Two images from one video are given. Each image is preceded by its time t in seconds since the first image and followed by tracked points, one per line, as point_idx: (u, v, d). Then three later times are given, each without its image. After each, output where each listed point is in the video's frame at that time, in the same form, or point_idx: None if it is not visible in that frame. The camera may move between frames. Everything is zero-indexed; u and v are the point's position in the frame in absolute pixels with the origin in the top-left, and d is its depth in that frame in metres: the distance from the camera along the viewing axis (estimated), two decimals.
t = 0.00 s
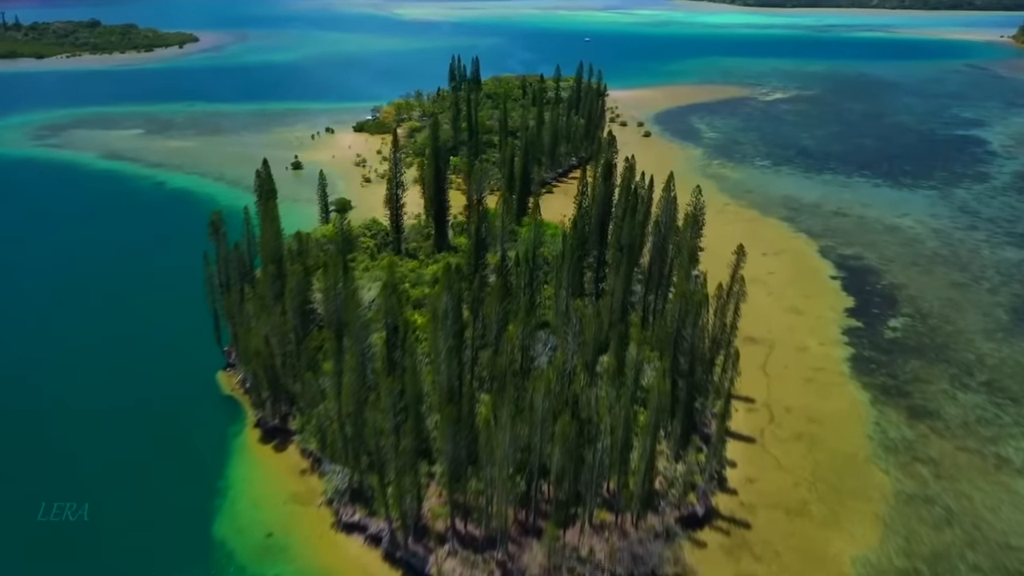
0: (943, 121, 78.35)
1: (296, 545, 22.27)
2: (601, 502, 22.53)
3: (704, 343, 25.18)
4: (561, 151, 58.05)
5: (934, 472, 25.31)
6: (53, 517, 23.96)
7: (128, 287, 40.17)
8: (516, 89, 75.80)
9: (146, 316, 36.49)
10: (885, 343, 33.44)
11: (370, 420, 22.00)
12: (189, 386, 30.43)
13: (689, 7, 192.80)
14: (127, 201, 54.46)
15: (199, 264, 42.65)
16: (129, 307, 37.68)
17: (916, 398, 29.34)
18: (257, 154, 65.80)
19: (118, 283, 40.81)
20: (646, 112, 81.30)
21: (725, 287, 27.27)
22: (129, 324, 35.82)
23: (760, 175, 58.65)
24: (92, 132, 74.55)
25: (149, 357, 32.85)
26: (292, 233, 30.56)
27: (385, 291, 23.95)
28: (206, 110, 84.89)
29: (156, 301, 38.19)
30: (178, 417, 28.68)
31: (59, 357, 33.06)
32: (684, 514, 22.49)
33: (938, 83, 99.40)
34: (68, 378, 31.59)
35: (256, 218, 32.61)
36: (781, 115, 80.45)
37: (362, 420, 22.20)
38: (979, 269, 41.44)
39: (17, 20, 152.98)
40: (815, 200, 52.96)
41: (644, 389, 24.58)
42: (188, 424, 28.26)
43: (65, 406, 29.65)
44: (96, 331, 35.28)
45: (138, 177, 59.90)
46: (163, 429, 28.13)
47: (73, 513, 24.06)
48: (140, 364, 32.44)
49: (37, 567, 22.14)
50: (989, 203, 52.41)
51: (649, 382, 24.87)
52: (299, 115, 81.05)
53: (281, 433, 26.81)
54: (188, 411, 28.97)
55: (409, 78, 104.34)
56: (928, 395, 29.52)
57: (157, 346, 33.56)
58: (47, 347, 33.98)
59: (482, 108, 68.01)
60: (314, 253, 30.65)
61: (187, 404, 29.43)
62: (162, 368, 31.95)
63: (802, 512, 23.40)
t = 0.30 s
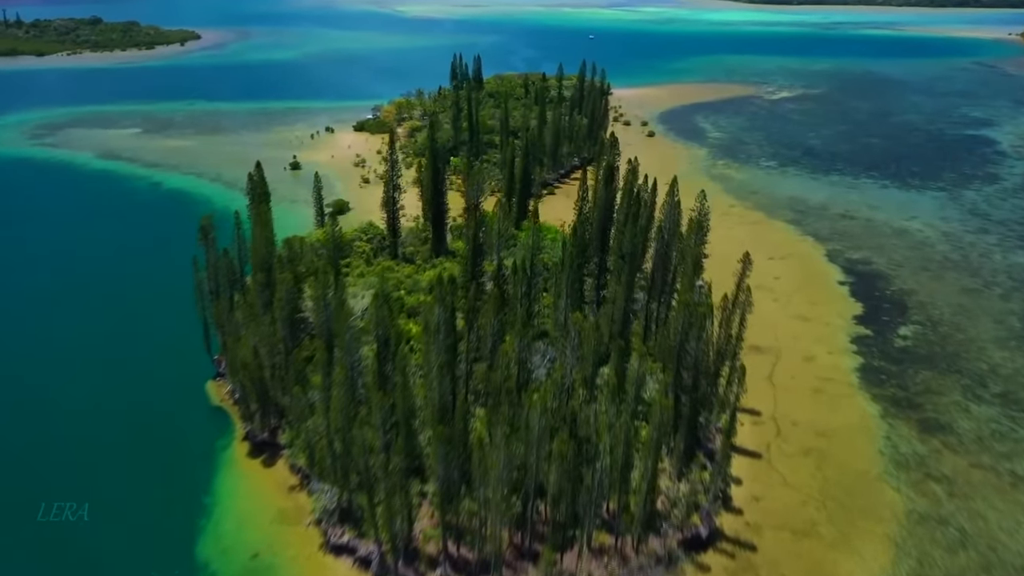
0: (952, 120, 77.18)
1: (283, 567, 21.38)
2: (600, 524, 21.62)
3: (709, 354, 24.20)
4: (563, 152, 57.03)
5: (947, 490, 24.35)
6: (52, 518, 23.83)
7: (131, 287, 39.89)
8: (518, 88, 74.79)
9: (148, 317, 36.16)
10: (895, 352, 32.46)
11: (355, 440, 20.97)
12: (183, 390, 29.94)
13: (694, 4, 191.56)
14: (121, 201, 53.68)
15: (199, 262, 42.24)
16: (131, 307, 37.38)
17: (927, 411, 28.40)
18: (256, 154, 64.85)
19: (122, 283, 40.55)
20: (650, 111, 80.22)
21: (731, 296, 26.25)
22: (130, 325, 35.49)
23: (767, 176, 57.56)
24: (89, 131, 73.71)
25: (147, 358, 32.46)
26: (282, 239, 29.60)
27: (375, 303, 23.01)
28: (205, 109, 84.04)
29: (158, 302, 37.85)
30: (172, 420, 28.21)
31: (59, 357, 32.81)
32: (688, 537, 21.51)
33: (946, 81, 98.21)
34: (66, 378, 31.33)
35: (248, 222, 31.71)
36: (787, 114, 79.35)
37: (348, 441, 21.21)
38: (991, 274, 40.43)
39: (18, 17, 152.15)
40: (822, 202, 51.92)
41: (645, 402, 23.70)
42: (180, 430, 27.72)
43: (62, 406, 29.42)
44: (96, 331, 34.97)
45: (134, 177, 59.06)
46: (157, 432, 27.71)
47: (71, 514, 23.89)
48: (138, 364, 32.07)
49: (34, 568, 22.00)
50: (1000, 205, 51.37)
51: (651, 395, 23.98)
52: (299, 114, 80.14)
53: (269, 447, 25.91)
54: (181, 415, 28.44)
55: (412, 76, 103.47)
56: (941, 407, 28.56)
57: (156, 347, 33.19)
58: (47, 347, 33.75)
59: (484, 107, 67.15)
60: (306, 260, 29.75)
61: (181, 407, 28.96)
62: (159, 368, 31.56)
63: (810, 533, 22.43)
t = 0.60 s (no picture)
0: (960, 120, 76.05)
1: None
2: (599, 548, 20.70)
3: (714, 369, 23.26)
4: (565, 153, 56.02)
5: (962, 509, 23.41)
6: (53, 517, 23.71)
7: (133, 287, 39.61)
8: (520, 87, 73.87)
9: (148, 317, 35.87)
10: (905, 362, 31.49)
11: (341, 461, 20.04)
12: (176, 392, 29.53)
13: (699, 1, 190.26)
14: (116, 202, 52.97)
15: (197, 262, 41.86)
16: (131, 308, 37.10)
17: (940, 425, 27.45)
18: (254, 154, 64.00)
19: (124, 282, 40.30)
20: (654, 110, 79.19)
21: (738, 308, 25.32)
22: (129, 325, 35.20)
23: (773, 177, 56.54)
24: (86, 130, 72.91)
25: (143, 358, 32.16)
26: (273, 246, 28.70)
27: (365, 317, 22.11)
28: (204, 108, 83.20)
29: (157, 302, 37.50)
30: (164, 422, 27.85)
31: (58, 356, 32.63)
32: (691, 565, 20.54)
33: (953, 80, 97.07)
34: (65, 377, 31.18)
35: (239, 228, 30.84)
36: (793, 114, 78.26)
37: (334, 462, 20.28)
38: (1003, 280, 39.43)
39: (19, 15, 151.29)
40: (829, 204, 50.90)
41: (647, 418, 22.79)
42: (175, 433, 27.30)
43: (62, 405, 29.26)
44: (95, 331, 34.74)
45: (130, 178, 58.25)
46: (149, 435, 27.34)
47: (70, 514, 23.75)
48: (135, 365, 31.78)
49: (31, 569, 21.87)
50: (1011, 208, 50.33)
51: (653, 411, 23.06)
52: (299, 113, 79.26)
53: (257, 463, 25.01)
54: (172, 418, 28.04)
55: (414, 74, 102.63)
56: (953, 421, 27.61)
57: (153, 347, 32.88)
58: (47, 346, 33.57)
59: (485, 107, 66.28)
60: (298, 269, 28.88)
61: (174, 408, 28.62)
62: (154, 369, 31.28)
63: (819, 557, 21.48)
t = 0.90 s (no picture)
0: (969, 121, 74.91)
1: None
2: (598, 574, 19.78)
3: (719, 386, 22.31)
4: (567, 155, 55.02)
5: (978, 533, 22.41)
6: (53, 517, 23.57)
7: (133, 288, 39.52)
8: (522, 87, 72.86)
9: (149, 319, 35.71)
10: (917, 374, 30.48)
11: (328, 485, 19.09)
12: (171, 397, 29.16)
13: None
14: (111, 204, 52.26)
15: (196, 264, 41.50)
16: (131, 309, 37.00)
17: (953, 441, 26.46)
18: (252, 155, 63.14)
19: (123, 283, 40.22)
20: (658, 111, 78.17)
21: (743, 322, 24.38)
22: (128, 326, 35.10)
23: (779, 180, 55.53)
24: (83, 130, 72.14)
25: (140, 361, 31.92)
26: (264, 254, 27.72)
27: (355, 332, 21.19)
28: (204, 108, 82.37)
29: (156, 304, 37.34)
30: (146, 428, 27.49)
31: (59, 358, 32.51)
32: None
33: (961, 79, 95.90)
34: (66, 378, 31.05)
35: (230, 235, 30.05)
36: (799, 114, 77.20)
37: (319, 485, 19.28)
38: (1017, 287, 38.40)
39: (20, 13, 150.42)
40: (836, 208, 49.86)
41: (650, 437, 21.87)
42: (172, 437, 26.93)
43: (62, 407, 29.12)
44: (96, 333, 34.58)
45: (125, 179, 57.46)
46: (133, 439, 26.99)
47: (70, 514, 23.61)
48: (131, 368, 31.54)
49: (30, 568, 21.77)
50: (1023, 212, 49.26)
51: (656, 429, 22.13)
52: (299, 113, 78.37)
53: (245, 481, 24.11)
54: (153, 423, 27.72)
55: (416, 73, 101.68)
56: (967, 437, 26.62)
57: (146, 351, 32.74)
58: (48, 348, 33.46)
59: (487, 107, 65.36)
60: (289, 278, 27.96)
61: (157, 415, 28.24)
62: (143, 373, 31.07)
63: None
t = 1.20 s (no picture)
0: (977, 123, 73.79)
1: None
2: None
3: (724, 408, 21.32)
4: (569, 158, 54.04)
5: (996, 561, 21.42)
6: (53, 517, 23.50)
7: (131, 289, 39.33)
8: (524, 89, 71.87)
9: (147, 320, 35.55)
10: (929, 390, 29.46)
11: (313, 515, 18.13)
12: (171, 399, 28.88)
13: None
14: (107, 208, 51.49)
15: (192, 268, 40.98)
16: (128, 312, 36.75)
17: (968, 461, 25.46)
18: (250, 158, 62.23)
19: (122, 285, 39.98)
20: (662, 113, 77.16)
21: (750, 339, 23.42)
22: (126, 328, 34.86)
23: (785, 184, 54.49)
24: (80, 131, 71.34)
25: (142, 362, 31.71)
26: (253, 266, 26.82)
27: (344, 352, 20.23)
28: (202, 109, 81.53)
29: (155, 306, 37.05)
30: (141, 431, 27.24)
31: (60, 360, 32.34)
32: None
33: (968, 81, 94.77)
34: (67, 379, 30.92)
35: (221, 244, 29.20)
36: (805, 116, 76.13)
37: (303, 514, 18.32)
38: None
39: (21, 13, 149.64)
40: (844, 213, 48.79)
41: (653, 461, 20.90)
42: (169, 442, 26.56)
43: (63, 408, 28.99)
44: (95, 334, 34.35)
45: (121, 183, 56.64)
46: (127, 441, 26.75)
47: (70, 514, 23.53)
48: (132, 369, 31.32)
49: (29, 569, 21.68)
50: None
51: (659, 452, 21.16)
52: (299, 115, 77.48)
53: (233, 502, 23.21)
54: (151, 426, 27.45)
55: (418, 74, 100.79)
56: (982, 457, 25.62)
57: (146, 352, 32.50)
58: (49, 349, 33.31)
59: (488, 109, 64.39)
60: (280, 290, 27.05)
61: (151, 417, 28.07)
62: (140, 375, 30.84)
63: None
